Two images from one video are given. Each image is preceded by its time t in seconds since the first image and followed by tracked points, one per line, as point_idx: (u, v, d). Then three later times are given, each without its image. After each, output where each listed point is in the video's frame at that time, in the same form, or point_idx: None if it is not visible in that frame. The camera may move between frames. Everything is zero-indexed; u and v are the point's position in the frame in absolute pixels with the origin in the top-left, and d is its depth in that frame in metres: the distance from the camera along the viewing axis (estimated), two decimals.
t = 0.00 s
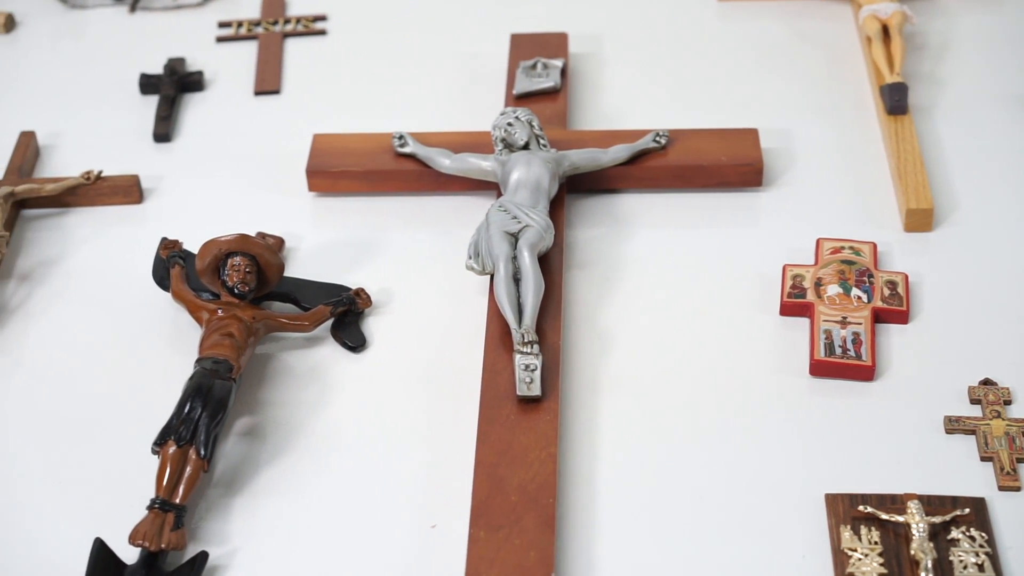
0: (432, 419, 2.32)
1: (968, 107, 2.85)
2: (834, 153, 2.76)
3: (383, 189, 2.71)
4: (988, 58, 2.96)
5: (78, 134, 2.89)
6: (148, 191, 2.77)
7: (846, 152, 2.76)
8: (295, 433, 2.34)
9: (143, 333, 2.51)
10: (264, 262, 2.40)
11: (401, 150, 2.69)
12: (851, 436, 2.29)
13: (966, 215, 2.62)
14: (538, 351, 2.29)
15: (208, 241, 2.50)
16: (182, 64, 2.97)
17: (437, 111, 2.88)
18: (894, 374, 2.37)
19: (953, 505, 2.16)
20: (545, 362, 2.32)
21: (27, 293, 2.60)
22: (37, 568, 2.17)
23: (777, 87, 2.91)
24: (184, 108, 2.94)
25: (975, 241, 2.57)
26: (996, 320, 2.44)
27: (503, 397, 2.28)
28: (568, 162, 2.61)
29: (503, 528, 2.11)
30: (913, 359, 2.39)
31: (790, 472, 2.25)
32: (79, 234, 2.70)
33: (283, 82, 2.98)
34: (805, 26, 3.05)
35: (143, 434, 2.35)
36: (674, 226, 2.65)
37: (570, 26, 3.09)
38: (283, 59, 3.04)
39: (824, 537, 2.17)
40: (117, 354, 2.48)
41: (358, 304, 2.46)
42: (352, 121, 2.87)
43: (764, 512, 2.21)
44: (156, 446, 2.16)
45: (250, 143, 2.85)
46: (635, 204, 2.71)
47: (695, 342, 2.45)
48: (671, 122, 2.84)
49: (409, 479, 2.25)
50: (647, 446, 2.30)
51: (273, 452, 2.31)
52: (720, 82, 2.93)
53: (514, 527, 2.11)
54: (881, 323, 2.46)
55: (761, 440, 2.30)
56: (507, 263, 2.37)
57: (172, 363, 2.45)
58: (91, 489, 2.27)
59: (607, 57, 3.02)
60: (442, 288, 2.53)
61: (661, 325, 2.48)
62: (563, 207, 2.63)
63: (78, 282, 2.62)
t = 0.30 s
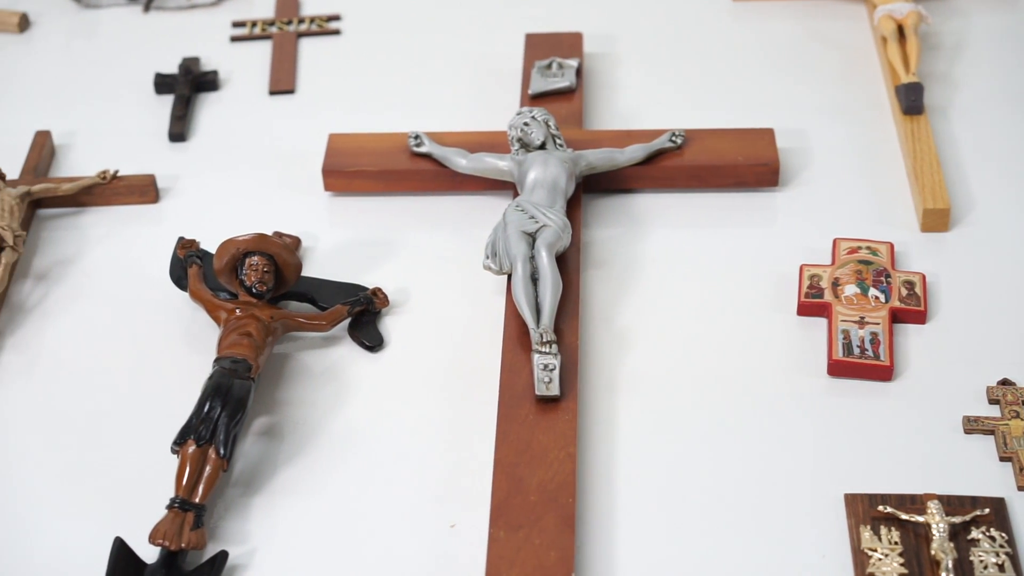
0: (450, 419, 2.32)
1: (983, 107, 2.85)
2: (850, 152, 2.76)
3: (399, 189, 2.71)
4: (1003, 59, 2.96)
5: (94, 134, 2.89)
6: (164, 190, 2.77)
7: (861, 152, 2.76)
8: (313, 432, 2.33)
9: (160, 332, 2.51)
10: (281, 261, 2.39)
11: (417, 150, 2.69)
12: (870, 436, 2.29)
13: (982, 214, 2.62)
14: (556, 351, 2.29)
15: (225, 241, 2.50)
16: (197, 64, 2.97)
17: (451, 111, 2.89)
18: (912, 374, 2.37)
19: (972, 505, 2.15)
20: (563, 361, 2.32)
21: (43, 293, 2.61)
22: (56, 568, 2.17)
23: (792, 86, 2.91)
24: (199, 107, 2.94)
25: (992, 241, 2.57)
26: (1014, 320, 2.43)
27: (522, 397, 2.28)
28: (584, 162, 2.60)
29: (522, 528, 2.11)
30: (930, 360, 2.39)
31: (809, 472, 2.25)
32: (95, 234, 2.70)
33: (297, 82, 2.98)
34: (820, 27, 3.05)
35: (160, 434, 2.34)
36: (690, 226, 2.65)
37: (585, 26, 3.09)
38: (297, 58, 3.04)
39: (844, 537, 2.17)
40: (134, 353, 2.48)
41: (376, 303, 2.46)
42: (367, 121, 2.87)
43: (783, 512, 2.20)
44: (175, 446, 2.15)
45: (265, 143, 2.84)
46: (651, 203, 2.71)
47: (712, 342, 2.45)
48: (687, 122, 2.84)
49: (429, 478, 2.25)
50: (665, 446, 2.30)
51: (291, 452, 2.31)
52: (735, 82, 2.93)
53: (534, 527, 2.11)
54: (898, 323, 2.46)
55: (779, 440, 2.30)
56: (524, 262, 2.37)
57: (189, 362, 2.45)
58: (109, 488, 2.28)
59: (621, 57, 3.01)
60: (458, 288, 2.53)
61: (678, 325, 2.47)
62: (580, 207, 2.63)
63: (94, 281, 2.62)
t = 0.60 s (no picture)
0: (473, 418, 2.32)
1: (1003, 107, 2.84)
2: (870, 152, 2.76)
3: (419, 188, 2.71)
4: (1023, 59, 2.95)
5: (114, 134, 2.89)
6: (184, 190, 2.77)
7: (882, 152, 2.76)
8: (336, 432, 2.33)
9: (181, 331, 2.51)
10: (303, 260, 2.39)
11: (438, 150, 2.69)
12: (893, 436, 2.29)
13: (1004, 214, 2.61)
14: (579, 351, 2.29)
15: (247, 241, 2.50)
16: (216, 63, 2.97)
17: (471, 111, 2.89)
18: (934, 374, 2.37)
19: (998, 505, 2.15)
20: (586, 361, 2.32)
21: (65, 292, 2.61)
22: (81, 566, 2.18)
23: (811, 86, 2.91)
24: (219, 107, 2.94)
25: (1014, 241, 2.56)
26: None
27: (545, 396, 2.28)
28: (605, 161, 2.60)
29: (547, 527, 2.11)
30: (953, 360, 2.39)
31: (833, 472, 2.25)
32: (116, 233, 2.71)
33: (316, 81, 2.98)
34: (839, 26, 3.05)
35: (183, 433, 2.35)
36: (711, 225, 2.65)
37: (603, 25, 3.09)
38: (316, 58, 3.04)
39: (869, 537, 2.17)
40: (155, 352, 2.48)
41: (398, 303, 2.46)
42: (386, 120, 2.87)
43: (808, 513, 2.20)
44: (200, 445, 2.16)
45: (285, 142, 2.85)
46: (671, 203, 2.71)
47: (734, 342, 2.44)
48: (707, 122, 2.84)
49: (452, 478, 2.25)
50: (688, 445, 2.30)
51: (314, 451, 2.31)
52: (754, 82, 2.93)
53: (559, 526, 2.11)
54: (921, 323, 2.45)
55: (803, 441, 2.29)
56: (547, 262, 2.38)
57: (211, 361, 2.45)
58: (133, 488, 2.28)
59: (640, 56, 3.01)
60: (479, 288, 2.53)
61: (700, 325, 2.47)
62: (601, 206, 2.63)
63: (115, 281, 2.62)
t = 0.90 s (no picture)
0: (496, 417, 2.32)
1: None
2: (891, 152, 2.76)
3: (440, 188, 2.71)
4: None
5: (134, 133, 2.90)
6: (205, 189, 2.77)
7: (902, 151, 2.76)
8: (359, 431, 2.34)
9: (203, 330, 2.51)
10: (325, 260, 2.39)
11: (458, 149, 2.69)
12: (917, 436, 2.29)
13: None
14: (602, 350, 2.29)
15: (269, 240, 2.51)
16: (235, 63, 2.97)
17: (491, 110, 2.89)
18: (958, 374, 2.37)
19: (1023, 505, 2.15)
20: (609, 361, 2.32)
21: (86, 291, 2.61)
22: (107, 565, 2.18)
23: (831, 86, 2.90)
24: (238, 106, 2.95)
25: None
26: None
27: (569, 396, 2.28)
28: (627, 161, 2.60)
29: (572, 527, 2.11)
30: (977, 360, 2.38)
31: (857, 472, 2.25)
32: (137, 233, 2.71)
33: (336, 80, 2.98)
34: (858, 26, 3.04)
35: (206, 432, 2.35)
36: (732, 225, 2.65)
37: (622, 25, 3.09)
38: (335, 57, 3.04)
39: (894, 537, 2.17)
40: (177, 351, 2.48)
41: (420, 302, 2.46)
42: (406, 120, 2.87)
43: (832, 513, 2.20)
44: (225, 444, 2.16)
45: (305, 141, 2.85)
46: (692, 203, 2.71)
47: (757, 341, 2.44)
48: (727, 121, 2.84)
49: (476, 477, 2.25)
50: (711, 445, 2.30)
51: (337, 451, 2.31)
52: (774, 81, 2.92)
53: (584, 526, 2.11)
54: (943, 323, 2.45)
55: (827, 440, 2.29)
56: (569, 261, 2.37)
57: (233, 360, 2.45)
58: (157, 486, 2.28)
59: (660, 56, 3.01)
60: (501, 287, 2.53)
61: (722, 324, 2.47)
62: (622, 206, 2.63)
63: (137, 280, 2.62)
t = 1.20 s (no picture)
0: (517, 417, 2.32)
1: None
2: (910, 152, 2.75)
3: (458, 187, 2.71)
4: None
5: (152, 132, 2.90)
6: (223, 189, 2.77)
7: (921, 151, 2.75)
8: (380, 431, 2.34)
9: (223, 329, 2.51)
10: (347, 259, 2.39)
11: (477, 149, 2.69)
12: (940, 436, 2.28)
13: None
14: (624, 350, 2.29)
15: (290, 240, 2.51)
16: (253, 62, 2.97)
17: (509, 110, 2.89)
18: (979, 374, 2.36)
19: None
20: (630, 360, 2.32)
21: (106, 290, 2.62)
22: (129, 564, 2.18)
23: (849, 86, 2.90)
24: (256, 106, 2.95)
25: None
26: None
27: (591, 396, 2.28)
28: (646, 161, 2.60)
29: (596, 527, 2.11)
30: (999, 360, 2.38)
31: (879, 472, 2.24)
32: (156, 232, 2.71)
33: (353, 80, 2.98)
34: (876, 26, 3.04)
35: (228, 431, 2.35)
36: (751, 225, 2.65)
37: (639, 25, 3.09)
38: (352, 57, 3.04)
39: (917, 537, 2.16)
40: (197, 350, 2.48)
41: (440, 302, 2.46)
42: (424, 119, 2.87)
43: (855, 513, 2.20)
44: (248, 443, 2.16)
45: (323, 141, 2.85)
46: (711, 203, 2.70)
47: (778, 341, 2.44)
48: (745, 121, 2.84)
49: (498, 477, 2.25)
50: (733, 445, 2.30)
51: (358, 451, 2.31)
52: (791, 81, 2.92)
53: (608, 526, 2.11)
54: (965, 323, 2.44)
55: (849, 441, 2.29)
56: (591, 261, 2.37)
57: (254, 360, 2.45)
58: (179, 486, 2.28)
59: (677, 56, 3.01)
60: (521, 287, 2.53)
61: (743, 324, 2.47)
62: (642, 206, 2.62)
63: (156, 279, 2.62)
